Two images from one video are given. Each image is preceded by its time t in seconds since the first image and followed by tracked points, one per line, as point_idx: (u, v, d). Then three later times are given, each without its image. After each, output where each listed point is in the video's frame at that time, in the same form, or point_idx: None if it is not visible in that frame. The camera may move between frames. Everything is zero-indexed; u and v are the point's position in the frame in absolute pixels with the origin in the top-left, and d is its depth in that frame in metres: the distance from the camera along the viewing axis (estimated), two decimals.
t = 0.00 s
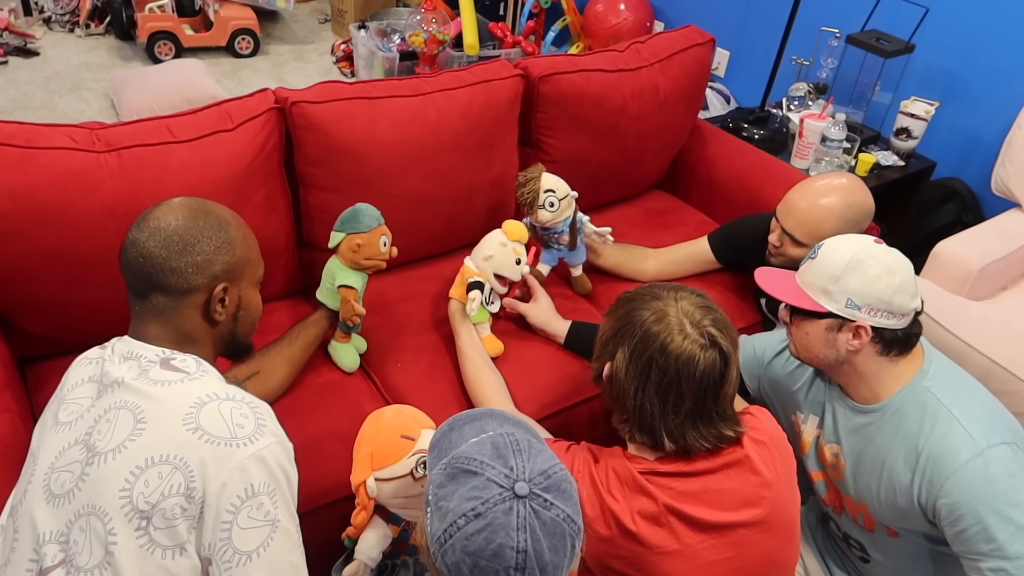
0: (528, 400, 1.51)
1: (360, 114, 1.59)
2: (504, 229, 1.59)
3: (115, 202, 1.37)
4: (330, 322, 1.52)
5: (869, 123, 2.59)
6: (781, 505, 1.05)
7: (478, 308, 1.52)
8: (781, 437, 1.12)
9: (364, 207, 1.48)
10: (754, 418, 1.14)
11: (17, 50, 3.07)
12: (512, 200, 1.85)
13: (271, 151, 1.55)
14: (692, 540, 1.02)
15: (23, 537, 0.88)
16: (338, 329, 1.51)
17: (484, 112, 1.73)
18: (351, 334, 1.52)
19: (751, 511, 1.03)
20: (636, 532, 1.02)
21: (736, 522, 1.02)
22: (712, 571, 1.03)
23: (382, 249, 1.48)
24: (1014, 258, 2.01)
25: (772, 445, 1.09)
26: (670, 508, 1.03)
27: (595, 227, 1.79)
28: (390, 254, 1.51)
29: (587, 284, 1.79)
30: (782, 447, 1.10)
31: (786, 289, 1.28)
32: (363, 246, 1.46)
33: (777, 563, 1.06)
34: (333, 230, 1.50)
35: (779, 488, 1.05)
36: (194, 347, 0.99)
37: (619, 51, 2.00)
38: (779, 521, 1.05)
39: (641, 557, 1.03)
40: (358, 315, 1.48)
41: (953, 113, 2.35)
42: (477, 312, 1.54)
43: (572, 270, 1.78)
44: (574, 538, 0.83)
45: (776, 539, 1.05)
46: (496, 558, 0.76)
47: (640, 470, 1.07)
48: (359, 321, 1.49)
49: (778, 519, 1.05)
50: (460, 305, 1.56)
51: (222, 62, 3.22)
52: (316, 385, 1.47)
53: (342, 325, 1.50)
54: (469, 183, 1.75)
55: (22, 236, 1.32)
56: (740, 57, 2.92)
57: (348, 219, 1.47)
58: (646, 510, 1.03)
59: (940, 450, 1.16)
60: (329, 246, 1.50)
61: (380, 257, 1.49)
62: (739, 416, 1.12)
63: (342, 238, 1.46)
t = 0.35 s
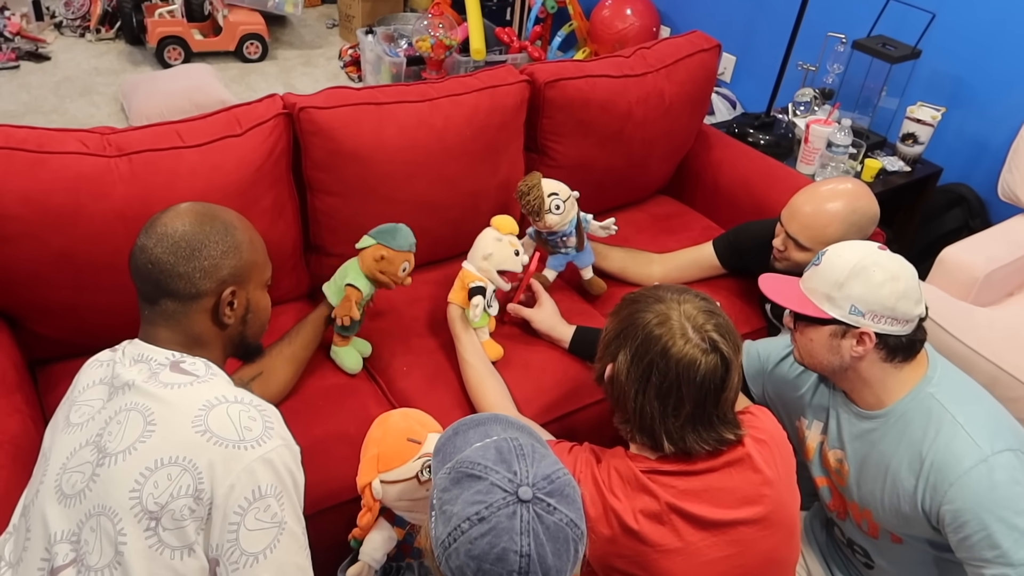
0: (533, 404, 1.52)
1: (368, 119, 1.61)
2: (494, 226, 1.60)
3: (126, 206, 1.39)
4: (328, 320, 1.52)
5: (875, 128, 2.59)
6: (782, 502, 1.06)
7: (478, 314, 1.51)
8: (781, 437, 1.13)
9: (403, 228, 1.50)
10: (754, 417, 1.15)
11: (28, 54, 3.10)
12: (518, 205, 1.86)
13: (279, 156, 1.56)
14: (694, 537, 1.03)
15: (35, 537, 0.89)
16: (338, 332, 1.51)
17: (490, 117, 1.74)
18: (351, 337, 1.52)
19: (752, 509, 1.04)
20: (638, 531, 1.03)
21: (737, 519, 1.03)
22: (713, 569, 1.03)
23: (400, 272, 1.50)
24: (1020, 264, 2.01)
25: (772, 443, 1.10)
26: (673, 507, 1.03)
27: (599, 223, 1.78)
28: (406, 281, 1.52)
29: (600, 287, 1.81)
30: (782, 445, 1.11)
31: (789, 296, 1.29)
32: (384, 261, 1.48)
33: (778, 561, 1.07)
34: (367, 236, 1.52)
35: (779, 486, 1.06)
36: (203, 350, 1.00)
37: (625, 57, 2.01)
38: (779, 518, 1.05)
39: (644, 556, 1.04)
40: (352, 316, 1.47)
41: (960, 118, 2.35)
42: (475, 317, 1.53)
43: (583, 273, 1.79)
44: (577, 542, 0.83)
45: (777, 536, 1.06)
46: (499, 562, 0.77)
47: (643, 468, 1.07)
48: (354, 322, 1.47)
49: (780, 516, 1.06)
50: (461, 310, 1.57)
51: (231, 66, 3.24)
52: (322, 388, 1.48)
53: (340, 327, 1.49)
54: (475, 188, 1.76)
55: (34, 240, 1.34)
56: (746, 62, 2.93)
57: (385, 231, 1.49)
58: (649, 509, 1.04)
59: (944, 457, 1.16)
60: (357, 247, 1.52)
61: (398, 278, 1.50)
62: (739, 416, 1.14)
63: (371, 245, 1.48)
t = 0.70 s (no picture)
0: (531, 407, 1.52)
1: (367, 123, 1.61)
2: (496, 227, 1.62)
3: (124, 210, 1.39)
4: (333, 326, 1.53)
5: (874, 134, 2.59)
6: (775, 492, 1.06)
7: (490, 312, 1.54)
8: (773, 428, 1.13)
9: (347, 211, 1.48)
10: (745, 408, 1.15)
11: (29, 58, 3.11)
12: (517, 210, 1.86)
13: (278, 160, 1.56)
14: (689, 527, 1.02)
15: (31, 541, 0.89)
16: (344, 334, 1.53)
17: (489, 122, 1.74)
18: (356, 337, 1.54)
19: (746, 498, 1.04)
20: (635, 521, 1.02)
21: (731, 508, 1.03)
22: (709, 559, 1.03)
23: (374, 249, 1.51)
24: (1019, 269, 2.01)
25: (764, 433, 1.11)
26: (668, 497, 1.03)
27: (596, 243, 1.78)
28: (379, 250, 1.54)
29: (588, 294, 1.80)
30: (774, 436, 1.12)
31: (789, 301, 1.29)
32: (360, 251, 1.49)
33: (773, 551, 1.07)
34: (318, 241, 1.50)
35: (772, 475, 1.07)
36: (201, 355, 1.00)
37: (624, 62, 2.02)
38: (773, 506, 1.06)
39: (640, 546, 1.02)
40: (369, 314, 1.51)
41: (959, 124, 2.35)
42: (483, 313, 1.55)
43: (576, 279, 1.79)
44: (572, 547, 0.83)
45: (771, 525, 1.06)
46: (493, 568, 0.77)
47: (638, 460, 1.07)
48: (368, 320, 1.52)
49: (774, 505, 1.06)
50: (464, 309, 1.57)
51: (231, 71, 3.25)
52: (321, 391, 1.48)
53: (351, 328, 1.53)
54: (474, 193, 1.76)
55: (32, 243, 1.34)
56: (746, 67, 2.93)
57: (335, 227, 1.47)
58: (645, 499, 1.03)
59: (944, 461, 1.16)
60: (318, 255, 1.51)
61: (374, 256, 1.52)
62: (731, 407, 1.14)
63: (335, 246, 1.47)
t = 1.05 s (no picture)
0: (536, 410, 1.51)
1: (369, 128, 1.61)
2: (510, 237, 1.65)
3: (128, 217, 1.39)
4: (338, 334, 1.54)
5: (877, 134, 2.59)
6: (779, 481, 1.07)
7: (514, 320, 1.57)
8: (774, 418, 1.14)
9: (349, 218, 1.48)
10: (746, 401, 1.15)
11: (32, 68, 3.12)
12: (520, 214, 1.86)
13: (281, 166, 1.57)
14: (699, 520, 1.02)
15: (37, 548, 0.89)
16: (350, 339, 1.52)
17: (491, 125, 1.74)
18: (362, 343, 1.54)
19: (753, 487, 1.04)
20: (644, 515, 1.01)
21: (738, 498, 1.03)
22: (718, 553, 1.03)
23: (378, 254, 1.51)
24: None
25: (767, 424, 1.11)
26: (678, 490, 1.02)
27: (602, 237, 1.78)
28: (384, 255, 1.54)
29: (599, 298, 1.79)
30: (775, 426, 1.12)
31: (793, 302, 1.28)
32: (362, 258, 1.48)
33: (780, 541, 1.07)
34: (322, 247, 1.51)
35: (777, 465, 1.07)
36: (206, 361, 1.00)
37: (625, 65, 2.02)
38: (778, 496, 1.06)
39: (649, 541, 1.02)
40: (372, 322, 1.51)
41: (962, 123, 2.35)
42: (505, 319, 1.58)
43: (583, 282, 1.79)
44: (576, 551, 0.83)
45: (776, 516, 1.06)
46: (496, 572, 0.77)
47: (648, 454, 1.06)
48: (372, 328, 1.52)
49: (779, 494, 1.07)
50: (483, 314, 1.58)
51: (234, 78, 3.26)
52: (326, 396, 1.48)
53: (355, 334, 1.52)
54: (477, 197, 1.76)
55: (36, 252, 1.34)
56: (748, 68, 2.93)
57: (338, 233, 1.47)
58: (654, 492, 1.02)
59: (951, 461, 1.16)
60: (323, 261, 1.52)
61: (378, 262, 1.51)
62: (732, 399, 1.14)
63: (338, 253, 1.48)
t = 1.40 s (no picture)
0: (550, 411, 1.51)
1: (384, 129, 1.61)
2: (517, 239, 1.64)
3: (145, 218, 1.40)
4: (350, 334, 1.53)
5: (894, 135, 2.57)
6: (792, 481, 1.06)
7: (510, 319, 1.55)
8: (787, 418, 1.13)
9: (386, 222, 1.50)
10: (757, 401, 1.15)
11: (49, 70, 3.15)
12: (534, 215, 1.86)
13: (296, 167, 1.57)
14: (713, 520, 1.01)
15: (56, 546, 0.90)
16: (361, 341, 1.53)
17: (506, 126, 1.74)
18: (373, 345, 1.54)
19: (767, 486, 1.04)
20: (659, 516, 1.01)
21: (752, 498, 1.03)
22: (734, 554, 1.02)
23: (404, 264, 1.51)
24: None
25: (779, 424, 1.10)
26: (692, 491, 1.02)
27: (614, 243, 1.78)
28: (410, 267, 1.54)
29: (612, 298, 1.79)
30: (788, 425, 1.11)
31: (810, 304, 1.27)
32: (387, 262, 1.49)
33: (798, 541, 1.07)
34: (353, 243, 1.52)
35: (791, 464, 1.07)
36: (223, 360, 1.00)
37: (641, 66, 2.01)
38: (791, 494, 1.06)
39: (664, 542, 1.01)
40: (382, 327, 1.51)
41: (980, 124, 2.32)
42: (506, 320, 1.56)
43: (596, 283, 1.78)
44: (590, 554, 0.83)
45: (792, 515, 1.05)
46: None
47: (661, 456, 1.06)
48: (382, 333, 1.51)
49: (793, 494, 1.06)
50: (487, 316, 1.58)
51: (249, 80, 3.27)
52: (340, 397, 1.48)
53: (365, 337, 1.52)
54: (491, 198, 1.76)
55: (54, 252, 1.35)
56: (764, 69, 2.91)
57: (372, 233, 1.49)
58: (668, 494, 1.02)
59: (971, 465, 1.14)
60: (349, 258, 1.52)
61: (402, 271, 1.52)
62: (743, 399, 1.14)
63: (366, 252, 1.49)
